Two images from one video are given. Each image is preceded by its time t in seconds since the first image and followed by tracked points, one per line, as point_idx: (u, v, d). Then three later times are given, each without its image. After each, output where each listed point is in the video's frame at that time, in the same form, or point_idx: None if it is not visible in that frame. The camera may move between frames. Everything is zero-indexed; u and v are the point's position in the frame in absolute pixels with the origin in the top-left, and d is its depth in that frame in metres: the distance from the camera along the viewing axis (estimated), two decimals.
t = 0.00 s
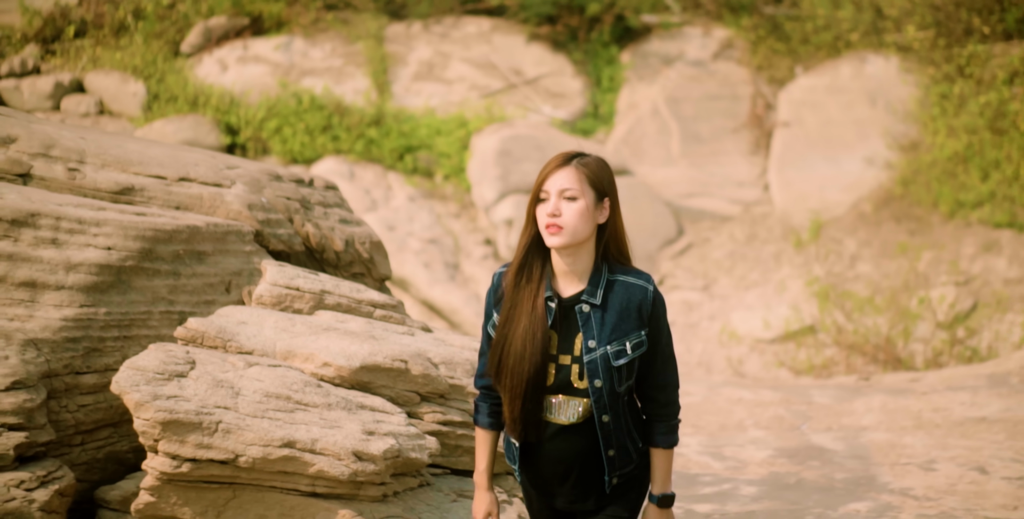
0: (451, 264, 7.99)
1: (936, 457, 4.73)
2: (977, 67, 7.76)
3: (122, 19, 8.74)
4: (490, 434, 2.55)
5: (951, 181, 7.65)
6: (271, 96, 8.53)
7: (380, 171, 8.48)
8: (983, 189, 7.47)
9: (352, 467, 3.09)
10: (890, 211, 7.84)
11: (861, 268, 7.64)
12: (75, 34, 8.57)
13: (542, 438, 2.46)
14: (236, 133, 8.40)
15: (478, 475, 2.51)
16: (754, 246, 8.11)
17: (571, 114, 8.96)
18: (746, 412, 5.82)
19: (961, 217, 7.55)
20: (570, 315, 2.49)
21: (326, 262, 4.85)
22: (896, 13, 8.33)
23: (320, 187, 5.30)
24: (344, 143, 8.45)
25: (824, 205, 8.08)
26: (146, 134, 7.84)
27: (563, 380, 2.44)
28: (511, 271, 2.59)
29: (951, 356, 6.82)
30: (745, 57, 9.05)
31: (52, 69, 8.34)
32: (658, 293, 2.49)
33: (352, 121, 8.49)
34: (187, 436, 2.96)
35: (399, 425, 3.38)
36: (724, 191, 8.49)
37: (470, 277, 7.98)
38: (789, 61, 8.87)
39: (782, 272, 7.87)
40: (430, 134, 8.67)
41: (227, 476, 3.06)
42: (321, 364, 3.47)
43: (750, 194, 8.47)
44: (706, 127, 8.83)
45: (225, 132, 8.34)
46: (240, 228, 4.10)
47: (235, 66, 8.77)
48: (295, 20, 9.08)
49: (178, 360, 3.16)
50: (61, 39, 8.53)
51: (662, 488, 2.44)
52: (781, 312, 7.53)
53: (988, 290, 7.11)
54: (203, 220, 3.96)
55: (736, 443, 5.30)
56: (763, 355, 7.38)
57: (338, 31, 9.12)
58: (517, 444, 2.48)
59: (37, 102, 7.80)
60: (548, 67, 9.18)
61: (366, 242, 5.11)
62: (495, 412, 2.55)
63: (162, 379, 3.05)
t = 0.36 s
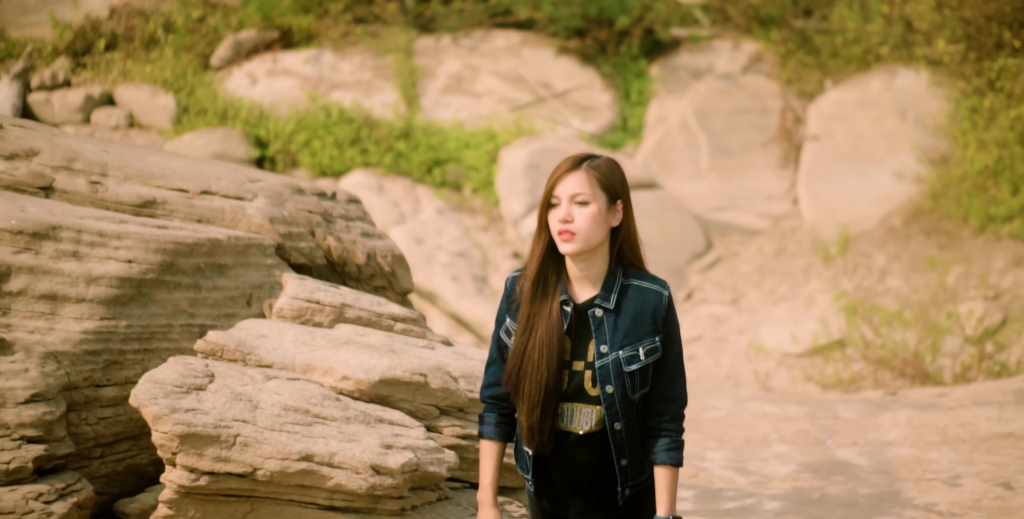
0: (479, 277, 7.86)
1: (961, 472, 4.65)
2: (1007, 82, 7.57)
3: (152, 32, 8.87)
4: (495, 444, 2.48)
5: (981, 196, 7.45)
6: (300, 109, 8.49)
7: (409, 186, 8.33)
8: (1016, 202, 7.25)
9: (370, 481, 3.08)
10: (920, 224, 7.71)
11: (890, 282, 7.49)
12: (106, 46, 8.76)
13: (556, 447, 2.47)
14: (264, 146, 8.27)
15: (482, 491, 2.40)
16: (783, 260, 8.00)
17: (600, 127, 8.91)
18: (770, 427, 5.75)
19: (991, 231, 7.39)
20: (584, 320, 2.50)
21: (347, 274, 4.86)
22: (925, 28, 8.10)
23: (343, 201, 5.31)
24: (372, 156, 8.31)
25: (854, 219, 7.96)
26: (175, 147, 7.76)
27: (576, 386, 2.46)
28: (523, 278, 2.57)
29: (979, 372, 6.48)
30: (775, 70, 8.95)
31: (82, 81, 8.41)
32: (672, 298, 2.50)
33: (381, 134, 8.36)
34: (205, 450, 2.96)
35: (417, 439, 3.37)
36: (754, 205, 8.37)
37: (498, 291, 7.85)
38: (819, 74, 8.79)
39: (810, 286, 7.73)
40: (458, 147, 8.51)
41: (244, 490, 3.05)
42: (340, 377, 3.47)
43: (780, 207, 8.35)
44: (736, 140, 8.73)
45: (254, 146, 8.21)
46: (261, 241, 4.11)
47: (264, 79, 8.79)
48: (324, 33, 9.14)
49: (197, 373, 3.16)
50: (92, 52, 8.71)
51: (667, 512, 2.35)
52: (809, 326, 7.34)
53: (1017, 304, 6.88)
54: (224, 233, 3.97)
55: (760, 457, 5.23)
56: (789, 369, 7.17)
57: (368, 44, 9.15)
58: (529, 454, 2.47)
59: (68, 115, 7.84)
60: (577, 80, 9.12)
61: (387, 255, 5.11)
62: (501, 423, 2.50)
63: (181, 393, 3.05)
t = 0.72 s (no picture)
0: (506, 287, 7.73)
1: (984, 485, 4.58)
2: None
3: (181, 42, 8.84)
4: (504, 439, 2.48)
5: (1010, 206, 7.34)
6: (327, 119, 8.43)
7: (436, 195, 8.26)
8: None
9: (384, 492, 3.07)
10: (949, 236, 7.61)
11: (918, 293, 7.33)
12: (134, 56, 8.76)
13: (565, 449, 2.46)
14: (293, 155, 8.21)
15: (492, 480, 2.40)
16: (811, 271, 7.85)
17: (627, 137, 8.77)
18: (793, 439, 5.68)
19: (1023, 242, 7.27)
20: (596, 320, 2.50)
21: (366, 285, 4.87)
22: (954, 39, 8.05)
23: (362, 211, 5.32)
24: (399, 166, 8.25)
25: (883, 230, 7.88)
26: (203, 157, 7.78)
27: (585, 388, 2.46)
28: (537, 280, 2.60)
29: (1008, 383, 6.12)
30: (803, 81, 8.93)
31: (111, 91, 8.45)
32: (686, 302, 2.47)
33: (407, 143, 8.31)
34: (219, 460, 2.97)
35: (433, 450, 3.36)
36: (781, 215, 8.29)
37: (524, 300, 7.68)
38: (847, 85, 8.71)
39: (838, 298, 7.53)
40: (486, 157, 8.42)
41: (258, 500, 3.05)
42: (356, 388, 3.47)
43: (808, 218, 8.25)
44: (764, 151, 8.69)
45: (282, 155, 8.17)
46: (278, 251, 4.13)
47: (292, 89, 8.77)
48: (352, 43, 9.16)
49: (211, 383, 3.17)
50: (120, 62, 8.72)
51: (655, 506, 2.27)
52: (836, 338, 7.08)
53: None
54: (241, 243, 3.99)
55: (782, 470, 5.16)
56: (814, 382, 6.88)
57: (395, 54, 9.19)
58: (536, 455, 2.48)
59: (95, 124, 7.83)
60: (604, 91, 9.09)
61: (406, 265, 5.12)
62: (508, 422, 2.51)
63: (195, 403, 3.05)
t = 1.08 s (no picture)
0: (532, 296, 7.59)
1: (1007, 498, 4.50)
2: None
3: (208, 50, 8.82)
4: (514, 454, 2.58)
5: None
6: (354, 128, 8.44)
7: (462, 204, 8.20)
8: None
9: (397, 503, 3.06)
10: (977, 246, 7.51)
11: (946, 304, 7.19)
12: (162, 64, 8.70)
13: (574, 459, 2.51)
14: (319, 163, 8.21)
15: (501, 496, 2.48)
16: (838, 280, 7.74)
17: (654, 147, 8.74)
18: (816, 450, 5.56)
19: None
20: (608, 329, 2.56)
21: (383, 295, 4.89)
22: (982, 48, 8.00)
23: (381, 220, 5.32)
24: (426, 175, 8.24)
25: (911, 240, 7.80)
26: (231, 165, 7.78)
27: (595, 397, 2.51)
28: (548, 290, 2.66)
29: None
30: (831, 90, 8.89)
31: (139, 99, 8.39)
32: (699, 312, 2.53)
33: (433, 152, 8.30)
34: (231, 471, 2.97)
35: (447, 461, 3.35)
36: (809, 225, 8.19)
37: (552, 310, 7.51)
38: (875, 94, 8.65)
39: (866, 308, 7.43)
40: (512, 166, 8.39)
41: (270, 510, 3.05)
42: (370, 398, 3.46)
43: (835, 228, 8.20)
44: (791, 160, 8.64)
45: (309, 164, 8.16)
46: (295, 260, 4.12)
47: (319, 97, 8.79)
48: (379, 52, 9.19)
49: (225, 393, 3.17)
50: (148, 70, 8.66)
51: None
52: (861, 349, 6.86)
53: None
54: (258, 252, 3.99)
55: (803, 481, 5.05)
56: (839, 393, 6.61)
57: (422, 63, 9.20)
58: (545, 466, 2.54)
59: (123, 132, 7.87)
60: (631, 100, 9.07)
61: (424, 275, 5.12)
62: (518, 433, 2.60)
63: (208, 413, 3.05)
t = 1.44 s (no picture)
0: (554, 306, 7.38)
1: None
2: None
3: (235, 59, 9.17)
4: (515, 479, 2.66)
5: None
6: (379, 137, 8.57)
7: (487, 212, 8.11)
8: None
9: (408, 515, 3.05)
10: (1005, 257, 7.29)
11: (973, 314, 7.00)
12: (189, 73, 9.05)
13: (583, 476, 2.58)
14: (345, 172, 8.27)
15: None
16: (864, 291, 7.56)
17: (680, 156, 8.68)
18: (837, 462, 5.41)
19: None
20: (614, 346, 2.63)
21: (399, 305, 4.88)
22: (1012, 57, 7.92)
23: (397, 230, 5.35)
24: (452, 184, 8.20)
25: (937, 251, 7.57)
26: (257, 175, 7.92)
27: (602, 413, 2.58)
28: (551, 306, 2.72)
29: None
30: (858, 100, 8.77)
31: (165, 108, 8.69)
32: (705, 327, 2.61)
33: (460, 162, 8.29)
34: (241, 482, 2.96)
35: (459, 472, 3.34)
36: (835, 236, 8.09)
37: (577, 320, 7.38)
38: (902, 104, 8.52)
39: (892, 317, 7.25)
40: (538, 175, 8.33)
41: None
42: (382, 409, 3.45)
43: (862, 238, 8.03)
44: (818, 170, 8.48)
45: (335, 173, 8.22)
46: (310, 270, 4.13)
47: (345, 105, 8.99)
48: (405, 61, 9.40)
49: (236, 404, 3.17)
50: (174, 79, 9.02)
51: None
52: (886, 360, 6.70)
53: None
54: (273, 262, 4.00)
55: (824, 493, 4.88)
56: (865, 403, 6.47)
57: (448, 71, 9.33)
58: (551, 485, 2.61)
59: (150, 140, 8.04)
60: (657, 109, 9.07)
61: (439, 286, 5.15)
62: (522, 457, 2.68)
63: (219, 424, 3.05)
